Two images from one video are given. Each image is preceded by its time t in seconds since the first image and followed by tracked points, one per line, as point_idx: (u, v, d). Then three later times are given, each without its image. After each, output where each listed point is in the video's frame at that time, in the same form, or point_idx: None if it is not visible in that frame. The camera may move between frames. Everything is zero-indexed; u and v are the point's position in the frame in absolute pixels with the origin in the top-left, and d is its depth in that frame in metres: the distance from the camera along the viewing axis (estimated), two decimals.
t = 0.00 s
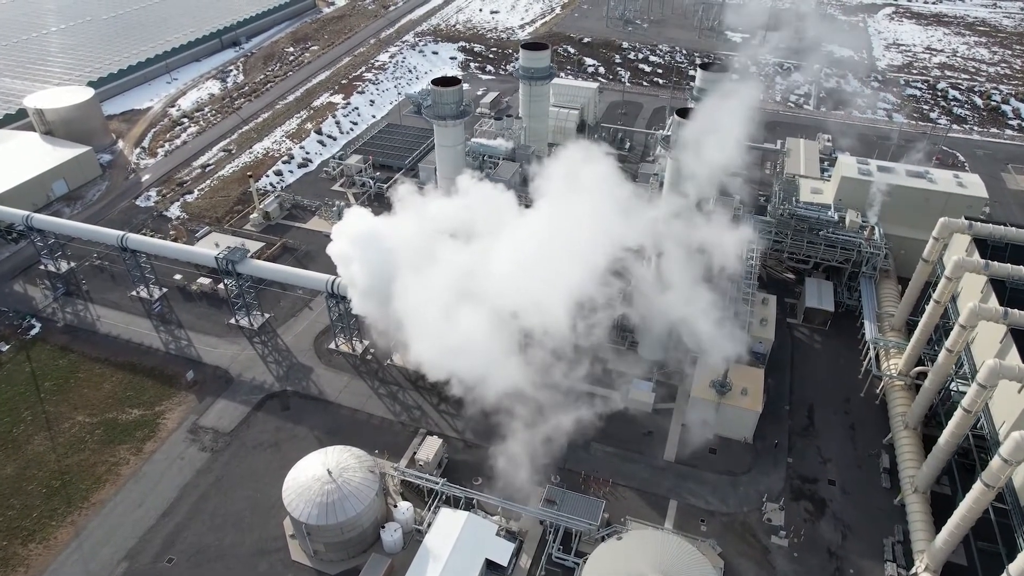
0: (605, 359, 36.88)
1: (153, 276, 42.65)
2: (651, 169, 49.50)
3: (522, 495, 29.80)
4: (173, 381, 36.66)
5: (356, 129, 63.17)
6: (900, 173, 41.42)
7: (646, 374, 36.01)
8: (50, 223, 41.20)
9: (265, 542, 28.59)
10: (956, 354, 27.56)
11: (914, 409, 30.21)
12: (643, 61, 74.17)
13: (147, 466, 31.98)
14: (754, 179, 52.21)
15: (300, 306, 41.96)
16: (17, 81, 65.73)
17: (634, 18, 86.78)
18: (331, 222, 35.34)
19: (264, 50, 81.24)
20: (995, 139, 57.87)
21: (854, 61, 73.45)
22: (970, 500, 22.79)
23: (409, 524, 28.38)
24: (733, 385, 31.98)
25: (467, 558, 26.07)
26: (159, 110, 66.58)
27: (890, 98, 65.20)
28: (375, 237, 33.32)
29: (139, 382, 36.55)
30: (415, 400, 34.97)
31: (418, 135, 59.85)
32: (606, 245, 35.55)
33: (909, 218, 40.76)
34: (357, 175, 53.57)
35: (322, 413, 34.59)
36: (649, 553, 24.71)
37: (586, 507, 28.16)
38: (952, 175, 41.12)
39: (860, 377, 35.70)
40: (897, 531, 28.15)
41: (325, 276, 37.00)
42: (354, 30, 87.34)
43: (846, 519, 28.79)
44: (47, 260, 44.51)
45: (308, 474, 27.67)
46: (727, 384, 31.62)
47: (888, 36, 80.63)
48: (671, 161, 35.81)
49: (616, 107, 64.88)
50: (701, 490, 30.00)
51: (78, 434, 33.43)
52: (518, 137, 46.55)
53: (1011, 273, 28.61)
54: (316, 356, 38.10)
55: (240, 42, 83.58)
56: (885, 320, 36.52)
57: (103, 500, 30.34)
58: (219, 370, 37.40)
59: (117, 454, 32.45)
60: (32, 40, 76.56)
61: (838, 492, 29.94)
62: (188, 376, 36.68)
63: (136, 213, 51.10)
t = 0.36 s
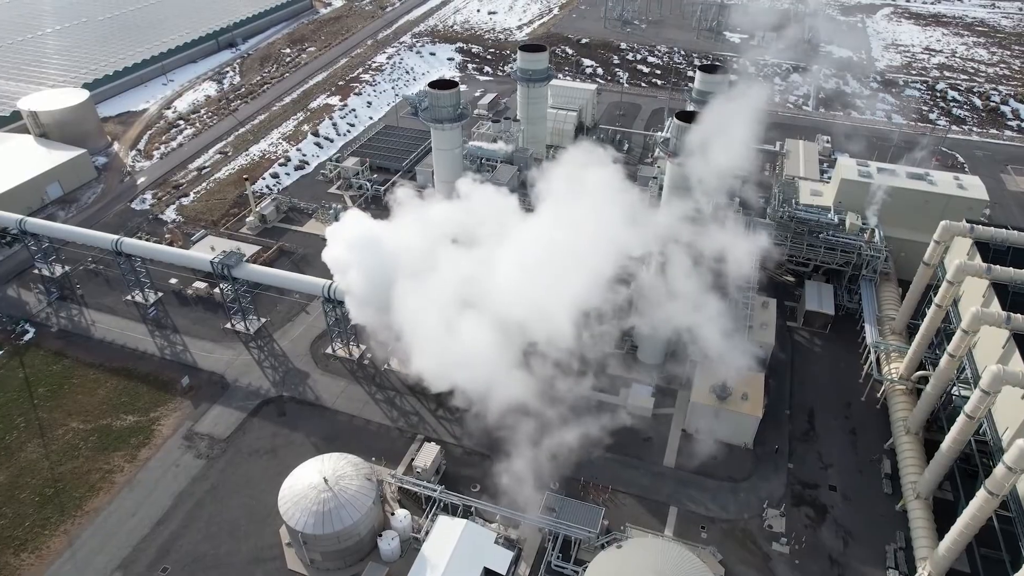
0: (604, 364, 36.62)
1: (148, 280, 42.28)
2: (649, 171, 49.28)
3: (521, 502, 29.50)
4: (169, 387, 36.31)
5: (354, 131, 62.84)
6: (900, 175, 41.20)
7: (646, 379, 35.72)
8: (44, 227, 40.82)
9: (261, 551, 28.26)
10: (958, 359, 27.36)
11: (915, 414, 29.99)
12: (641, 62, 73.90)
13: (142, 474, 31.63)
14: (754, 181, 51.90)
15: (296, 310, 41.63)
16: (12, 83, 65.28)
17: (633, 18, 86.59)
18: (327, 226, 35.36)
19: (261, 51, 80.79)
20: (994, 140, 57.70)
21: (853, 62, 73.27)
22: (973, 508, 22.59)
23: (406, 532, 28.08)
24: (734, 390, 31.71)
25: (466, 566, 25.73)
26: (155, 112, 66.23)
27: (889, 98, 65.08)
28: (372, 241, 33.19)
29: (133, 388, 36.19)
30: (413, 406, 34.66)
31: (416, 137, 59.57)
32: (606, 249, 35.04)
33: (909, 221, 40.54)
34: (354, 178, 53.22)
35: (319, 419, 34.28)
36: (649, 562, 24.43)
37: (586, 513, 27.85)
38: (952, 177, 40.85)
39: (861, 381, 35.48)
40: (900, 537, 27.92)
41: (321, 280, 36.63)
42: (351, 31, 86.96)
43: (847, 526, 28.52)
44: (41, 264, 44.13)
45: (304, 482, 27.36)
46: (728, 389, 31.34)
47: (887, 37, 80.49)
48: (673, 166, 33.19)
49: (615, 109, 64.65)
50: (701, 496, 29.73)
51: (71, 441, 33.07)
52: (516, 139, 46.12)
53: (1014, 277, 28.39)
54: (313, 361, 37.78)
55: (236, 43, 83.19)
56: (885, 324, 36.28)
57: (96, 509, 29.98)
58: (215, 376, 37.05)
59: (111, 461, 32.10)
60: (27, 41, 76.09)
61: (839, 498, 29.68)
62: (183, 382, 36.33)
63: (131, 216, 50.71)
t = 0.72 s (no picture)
0: (603, 370, 36.38)
1: (143, 284, 41.90)
2: (648, 173, 48.99)
3: (520, 510, 29.18)
4: (163, 393, 35.93)
5: (350, 133, 62.47)
6: (900, 177, 40.92)
7: (645, 385, 35.41)
8: (38, 231, 40.40)
9: (257, 560, 27.90)
10: (961, 364, 27.10)
11: (917, 419, 29.72)
12: (640, 63, 73.58)
13: (136, 482, 31.25)
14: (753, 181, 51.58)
15: (293, 315, 41.28)
16: (5, 84, 64.77)
17: (631, 19, 86.32)
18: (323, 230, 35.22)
19: (257, 52, 80.38)
20: (994, 142, 57.50)
21: (852, 62, 73.07)
22: (977, 516, 22.29)
23: (404, 541, 27.69)
24: (734, 395, 31.41)
25: None
26: (150, 113, 65.82)
27: (888, 99, 64.88)
28: (367, 246, 33.07)
29: (128, 394, 35.82)
30: (410, 412, 34.33)
31: (413, 139, 59.21)
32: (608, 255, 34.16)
33: (909, 223, 40.29)
34: (351, 180, 52.82)
35: (315, 426, 33.93)
36: (649, 571, 24.09)
37: (585, 521, 27.47)
38: (953, 179, 40.62)
39: (861, 386, 35.21)
40: (902, 545, 27.62)
41: (317, 285, 36.18)
42: (348, 32, 86.57)
43: (849, 533, 28.23)
44: (35, 268, 43.71)
45: (300, 490, 27.02)
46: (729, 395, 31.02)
47: (886, 37, 80.30)
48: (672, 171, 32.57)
49: (613, 110, 64.36)
50: (701, 503, 29.43)
51: (65, 448, 32.67)
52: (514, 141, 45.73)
53: (1016, 282, 28.15)
54: (310, 367, 37.43)
55: (232, 44, 82.75)
56: (886, 328, 36.02)
57: (89, 518, 29.61)
58: (211, 382, 36.68)
59: (105, 469, 31.72)
60: (21, 42, 75.54)
61: (841, 504, 29.39)
62: (178, 388, 35.95)
63: (126, 219, 50.31)
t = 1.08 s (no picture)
0: (602, 376, 36.07)
1: (138, 289, 41.50)
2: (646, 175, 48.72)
3: (518, 518, 28.88)
4: (157, 399, 35.55)
5: (347, 134, 62.15)
6: (900, 179, 40.70)
7: (644, 390, 35.13)
8: (30, 235, 39.97)
9: (252, 570, 27.54)
10: (963, 369, 26.86)
11: (918, 424, 29.46)
12: (638, 64, 73.33)
13: (129, 490, 30.86)
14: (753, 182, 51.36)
15: (288, 319, 40.93)
16: None
17: (628, 19, 86.11)
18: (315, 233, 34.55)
19: (253, 53, 79.93)
20: (993, 142, 57.35)
21: (850, 63, 72.92)
22: (980, 525, 22.06)
23: (401, 550, 27.32)
24: (734, 401, 31.12)
25: None
26: (145, 115, 65.38)
27: (886, 100, 64.75)
28: (364, 253, 32.58)
29: (121, 401, 35.43)
30: (407, 418, 33.99)
31: (409, 141, 58.88)
32: (609, 262, 33.58)
33: (909, 226, 40.07)
34: (347, 183, 52.47)
35: (312, 432, 33.58)
36: None
37: (585, 529, 27.14)
38: (953, 181, 40.39)
39: (862, 390, 34.97)
40: (904, 552, 27.38)
41: (313, 289, 35.81)
42: (345, 33, 86.18)
43: (850, 540, 27.97)
44: (27, 273, 43.28)
45: (296, 498, 26.70)
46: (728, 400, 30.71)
47: (884, 38, 80.16)
48: (671, 174, 32.20)
49: (611, 111, 64.14)
50: (701, 510, 29.15)
51: (57, 456, 32.28)
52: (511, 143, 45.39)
53: (1018, 286, 27.90)
54: (306, 372, 37.08)
55: (228, 46, 82.29)
56: (887, 331, 35.77)
57: (82, 527, 29.23)
58: (206, 388, 36.29)
59: (98, 477, 31.33)
60: (15, 43, 75.03)
61: (842, 510, 29.12)
62: (173, 394, 35.55)
63: (121, 223, 49.90)
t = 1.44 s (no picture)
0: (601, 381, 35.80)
1: (131, 293, 41.07)
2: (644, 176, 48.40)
3: (516, 526, 28.58)
4: (151, 406, 35.14)
5: (343, 137, 61.79)
6: (899, 181, 40.50)
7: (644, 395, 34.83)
8: (22, 240, 39.52)
9: None
10: (965, 374, 26.62)
11: (920, 429, 29.22)
12: (635, 65, 73.08)
13: (122, 499, 30.45)
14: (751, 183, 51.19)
15: (283, 325, 40.54)
16: None
17: (626, 20, 85.83)
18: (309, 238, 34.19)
19: (248, 55, 79.46)
20: (992, 143, 57.21)
21: (847, 63, 72.74)
22: (984, 533, 21.81)
23: (398, 560, 26.97)
24: (733, 406, 30.82)
25: None
26: (140, 118, 64.93)
27: (884, 100, 64.56)
28: (363, 259, 32.26)
29: (114, 408, 35.02)
30: (404, 425, 33.67)
31: (406, 143, 58.54)
32: (612, 271, 33.87)
33: (909, 228, 39.86)
34: (343, 185, 52.13)
35: (307, 439, 33.22)
36: None
37: (584, 537, 26.81)
38: (952, 183, 40.16)
39: (862, 394, 34.71)
40: (906, 559, 27.11)
41: (308, 294, 35.48)
42: (341, 34, 85.82)
43: (852, 546, 27.70)
44: (20, 277, 42.82)
45: (292, 508, 26.31)
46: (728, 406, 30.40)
47: (881, 38, 80.05)
48: (671, 177, 31.83)
49: (608, 112, 63.87)
50: (701, 517, 28.86)
51: (49, 465, 31.85)
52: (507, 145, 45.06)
53: (1020, 290, 27.66)
54: (301, 378, 36.70)
55: (223, 47, 81.84)
56: (887, 335, 35.52)
57: (74, 537, 28.83)
58: (200, 394, 35.89)
59: (90, 486, 30.92)
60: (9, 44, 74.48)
61: (843, 517, 28.85)
62: (167, 401, 35.15)
63: (115, 226, 49.45)
